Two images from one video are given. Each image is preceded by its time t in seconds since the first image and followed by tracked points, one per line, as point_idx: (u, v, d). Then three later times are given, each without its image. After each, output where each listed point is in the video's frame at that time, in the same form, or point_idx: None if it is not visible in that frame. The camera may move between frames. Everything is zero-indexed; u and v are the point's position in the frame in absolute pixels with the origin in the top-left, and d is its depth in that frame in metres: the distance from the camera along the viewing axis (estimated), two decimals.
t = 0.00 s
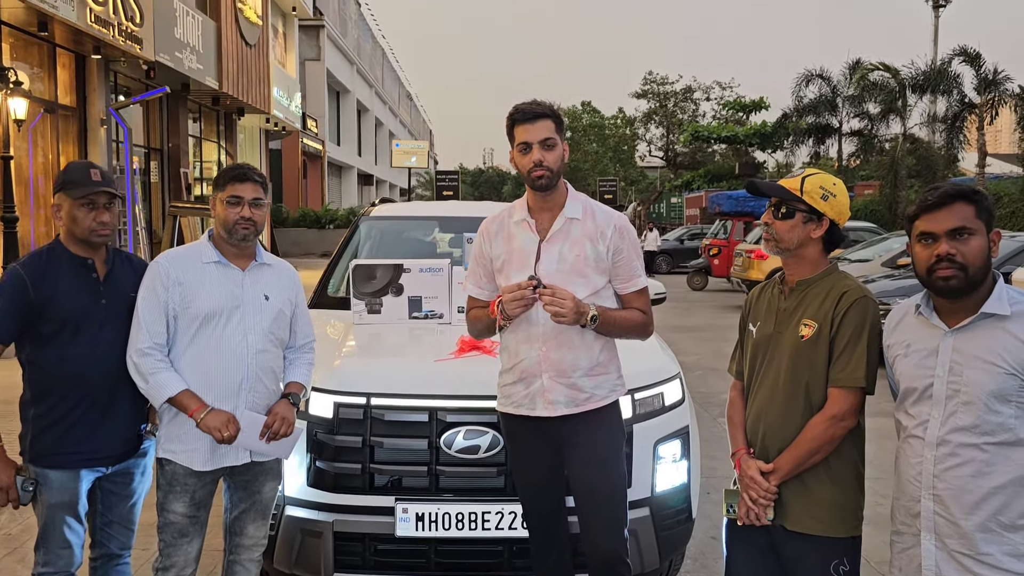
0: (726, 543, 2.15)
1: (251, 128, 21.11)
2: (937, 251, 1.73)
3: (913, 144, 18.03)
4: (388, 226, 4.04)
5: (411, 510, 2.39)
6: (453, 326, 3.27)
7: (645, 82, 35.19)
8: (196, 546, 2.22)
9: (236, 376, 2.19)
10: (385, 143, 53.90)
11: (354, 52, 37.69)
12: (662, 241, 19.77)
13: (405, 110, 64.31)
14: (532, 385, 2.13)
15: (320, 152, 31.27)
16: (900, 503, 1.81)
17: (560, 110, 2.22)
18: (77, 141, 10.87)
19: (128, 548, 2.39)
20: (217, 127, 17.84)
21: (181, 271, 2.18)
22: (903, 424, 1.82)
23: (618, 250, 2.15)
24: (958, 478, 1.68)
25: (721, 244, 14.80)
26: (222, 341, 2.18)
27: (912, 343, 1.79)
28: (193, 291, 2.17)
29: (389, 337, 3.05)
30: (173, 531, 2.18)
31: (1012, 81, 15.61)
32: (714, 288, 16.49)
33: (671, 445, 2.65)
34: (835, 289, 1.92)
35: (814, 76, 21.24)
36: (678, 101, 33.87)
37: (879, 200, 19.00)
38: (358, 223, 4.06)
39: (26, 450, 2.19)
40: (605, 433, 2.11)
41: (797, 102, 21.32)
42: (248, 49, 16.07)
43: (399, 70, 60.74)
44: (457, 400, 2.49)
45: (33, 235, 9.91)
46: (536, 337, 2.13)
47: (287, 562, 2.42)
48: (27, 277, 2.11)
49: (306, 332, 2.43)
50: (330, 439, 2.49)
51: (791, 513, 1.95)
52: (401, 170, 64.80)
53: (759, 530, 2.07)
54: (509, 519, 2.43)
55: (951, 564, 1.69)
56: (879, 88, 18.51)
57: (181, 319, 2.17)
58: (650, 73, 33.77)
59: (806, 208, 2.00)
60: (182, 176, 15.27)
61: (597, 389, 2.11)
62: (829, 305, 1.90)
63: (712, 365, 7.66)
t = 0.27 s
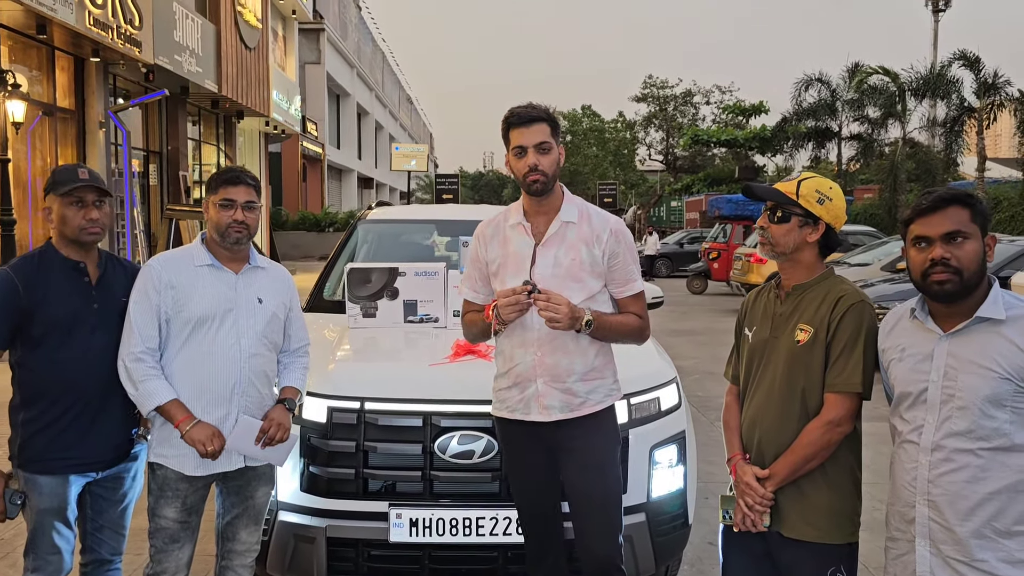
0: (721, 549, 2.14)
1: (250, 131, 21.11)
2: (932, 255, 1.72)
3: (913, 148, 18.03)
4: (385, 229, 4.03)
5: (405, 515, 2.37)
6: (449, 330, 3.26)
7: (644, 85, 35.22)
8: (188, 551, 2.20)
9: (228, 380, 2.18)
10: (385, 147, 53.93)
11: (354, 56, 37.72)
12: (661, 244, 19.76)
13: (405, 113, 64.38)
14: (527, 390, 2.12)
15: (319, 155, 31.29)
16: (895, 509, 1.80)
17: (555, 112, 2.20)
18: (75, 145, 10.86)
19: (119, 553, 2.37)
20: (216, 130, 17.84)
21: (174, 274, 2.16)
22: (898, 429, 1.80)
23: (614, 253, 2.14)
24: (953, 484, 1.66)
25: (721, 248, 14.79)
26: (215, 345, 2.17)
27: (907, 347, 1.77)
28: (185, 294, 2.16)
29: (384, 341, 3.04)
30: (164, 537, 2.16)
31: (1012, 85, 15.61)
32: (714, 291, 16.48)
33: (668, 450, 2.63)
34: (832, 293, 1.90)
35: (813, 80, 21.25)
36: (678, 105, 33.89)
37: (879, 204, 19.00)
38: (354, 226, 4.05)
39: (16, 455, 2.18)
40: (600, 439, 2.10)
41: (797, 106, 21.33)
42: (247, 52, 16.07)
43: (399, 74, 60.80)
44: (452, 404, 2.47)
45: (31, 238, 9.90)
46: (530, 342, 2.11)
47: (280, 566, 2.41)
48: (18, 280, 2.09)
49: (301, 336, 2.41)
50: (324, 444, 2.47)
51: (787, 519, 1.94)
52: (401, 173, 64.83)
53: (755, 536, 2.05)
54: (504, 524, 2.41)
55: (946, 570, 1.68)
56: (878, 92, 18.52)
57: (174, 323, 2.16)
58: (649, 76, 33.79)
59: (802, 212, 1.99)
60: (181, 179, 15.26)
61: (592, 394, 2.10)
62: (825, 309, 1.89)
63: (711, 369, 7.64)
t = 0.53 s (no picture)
0: (716, 552, 2.13)
1: (250, 134, 21.10)
2: (926, 257, 1.71)
3: (912, 151, 18.04)
4: (382, 231, 4.02)
5: (399, 518, 2.36)
6: (446, 333, 3.25)
7: (644, 88, 35.24)
8: (181, 555, 2.20)
9: (222, 382, 2.17)
10: (384, 149, 53.95)
11: (353, 58, 37.76)
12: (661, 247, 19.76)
13: (405, 116, 64.41)
14: (520, 392, 2.11)
15: (319, 158, 31.31)
16: (888, 512, 1.79)
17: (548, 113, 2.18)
18: (73, 147, 10.85)
19: (112, 557, 2.37)
20: (215, 133, 17.83)
21: (167, 277, 2.15)
22: (892, 432, 1.80)
23: (610, 256, 2.12)
24: (947, 486, 1.65)
25: (720, 250, 14.80)
26: (208, 347, 2.16)
27: (900, 349, 1.77)
28: (178, 296, 2.15)
29: (379, 344, 3.03)
30: (157, 541, 2.15)
31: (1010, 88, 15.63)
32: (713, 294, 16.48)
33: (663, 453, 2.62)
34: (828, 295, 1.90)
35: (812, 83, 21.27)
36: (677, 108, 33.91)
37: (878, 207, 19.01)
38: (352, 227, 4.04)
39: (8, 459, 2.17)
40: (594, 441, 2.09)
41: (796, 109, 21.35)
42: (246, 55, 16.07)
43: (399, 76, 60.81)
44: (446, 408, 2.46)
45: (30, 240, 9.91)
46: (525, 344, 2.11)
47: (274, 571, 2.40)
48: (8, 283, 2.09)
49: (295, 338, 2.41)
50: (318, 447, 2.46)
51: (783, 523, 1.93)
52: (401, 175, 64.86)
53: (750, 540, 2.04)
54: (499, 528, 2.40)
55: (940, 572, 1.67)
56: (877, 95, 18.55)
57: (167, 326, 2.14)
58: (649, 79, 33.82)
59: (796, 214, 1.98)
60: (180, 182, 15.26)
61: (586, 397, 2.09)
62: (820, 311, 1.88)
63: (709, 372, 7.63)
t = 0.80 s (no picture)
0: (713, 553, 2.13)
1: (250, 135, 21.07)
2: (924, 258, 1.71)
3: (911, 152, 18.03)
4: (380, 232, 4.02)
5: (396, 520, 2.36)
6: (443, 335, 3.24)
7: (644, 89, 35.25)
8: (178, 558, 2.19)
9: (220, 384, 2.17)
10: (384, 151, 53.95)
11: (353, 59, 37.79)
12: (660, 248, 19.76)
13: (405, 117, 64.43)
14: (513, 392, 2.12)
15: (319, 159, 31.32)
16: (884, 512, 1.79)
17: (542, 116, 2.15)
18: (72, 148, 10.85)
19: (109, 560, 2.36)
20: (214, 134, 17.83)
21: (164, 279, 2.15)
22: (889, 432, 1.79)
23: (606, 260, 2.10)
24: (943, 487, 1.65)
25: (719, 251, 14.81)
26: (206, 349, 2.16)
27: (898, 350, 1.76)
28: (176, 298, 2.15)
29: (377, 345, 3.02)
30: (154, 543, 2.15)
31: (1010, 89, 15.63)
32: (712, 295, 16.47)
33: (660, 454, 2.62)
34: (825, 296, 1.89)
35: (812, 84, 21.27)
36: (677, 109, 33.91)
37: (878, 208, 19.01)
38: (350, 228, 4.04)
39: (4, 462, 2.17)
40: (590, 443, 2.08)
41: (796, 110, 21.35)
42: (245, 56, 16.07)
43: (398, 77, 60.82)
44: (443, 410, 2.46)
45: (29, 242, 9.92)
46: (517, 345, 2.11)
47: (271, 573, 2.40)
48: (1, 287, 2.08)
49: (292, 339, 2.41)
50: (315, 448, 2.46)
51: (780, 524, 1.93)
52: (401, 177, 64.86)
53: (747, 541, 2.04)
54: (496, 529, 2.39)
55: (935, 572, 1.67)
56: (877, 96, 18.55)
57: (164, 328, 2.14)
58: (648, 80, 33.83)
59: (793, 215, 1.98)
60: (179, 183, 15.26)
61: (578, 401, 2.07)
62: (816, 313, 1.88)
63: (709, 373, 7.62)
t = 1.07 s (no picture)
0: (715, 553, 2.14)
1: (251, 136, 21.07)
2: (913, 281, 1.69)
3: (912, 152, 18.04)
4: (382, 233, 4.04)
5: (398, 518, 2.37)
6: (444, 335, 3.25)
7: (644, 89, 35.27)
8: (182, 556, 2.20)
9: (223, 385, 2.18)
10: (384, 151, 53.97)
11: (353, 61, 37.82)
12: (661, 248, 19.78)
13: (405, 118, 64.44)
14: (509, 389, 2.16)
15: (319, 159, 31.35)
16: (885, 509, 1.79)
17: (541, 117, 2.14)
18: (73, 150, 10.85)
19: (113, 559, 2.38)
20: (215, 135, 17.85)
21: (167, 280, 2.16)
22: (891, 430, 1.80)
23: (599, 262, 2.06)
24: (943, 484, 1.66)
25: (720, 251, 14.83)
26: (210, 350, 2.17)
27: (899, 349, 1.77)
28: (181, 298, 2.16)
29: (378, 345, 3.03)
30: (158, 542, 2.16)
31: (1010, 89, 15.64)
32: (713, 295, 16.48)
33: (662, 453, 2.63)
34: (825, 296, 1.90)
35: (812, 84, 21.29)
36: (677, 109, 33.93)
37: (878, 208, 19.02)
38: (351, 229, 4.06)
39: (9, 462, 2.18)
40: (590, 443, 2.09)
41: (796, 110, 21.37)
42: (246, 57, 16.10)
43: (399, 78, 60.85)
44: (446, 409, 2.47)
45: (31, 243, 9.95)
46: (512, 343, 2.15)
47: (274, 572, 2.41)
48: (6, 287, 2.10)
49: (294, 339, 2.42)
50: (318, 448, 2.47)
51: (781, 522, 1.93)
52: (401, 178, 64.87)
53: (748, 538, 2.05)
54: (498, 528, 2.40)
55: (937, 568, 1.68)
56: (876, 96, 18.57)
57: (168, 329, 2.15)
58: (649, 81, 33.85)
59: (792, 215, 1.98)
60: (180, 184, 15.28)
61: (571, 402, 2.07)
62: (816, 311, 1.89)
63: (710, 373, 7.63)
